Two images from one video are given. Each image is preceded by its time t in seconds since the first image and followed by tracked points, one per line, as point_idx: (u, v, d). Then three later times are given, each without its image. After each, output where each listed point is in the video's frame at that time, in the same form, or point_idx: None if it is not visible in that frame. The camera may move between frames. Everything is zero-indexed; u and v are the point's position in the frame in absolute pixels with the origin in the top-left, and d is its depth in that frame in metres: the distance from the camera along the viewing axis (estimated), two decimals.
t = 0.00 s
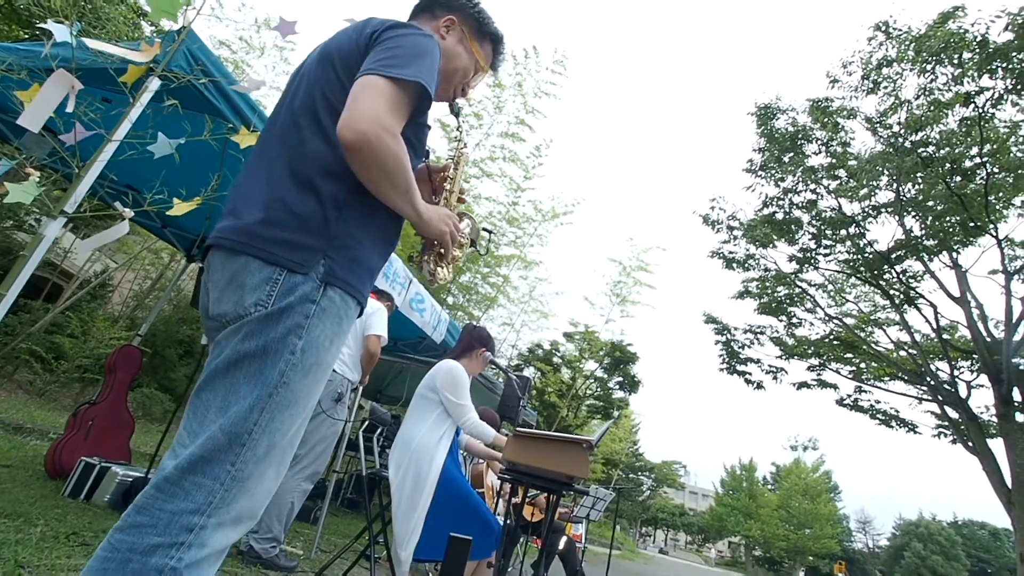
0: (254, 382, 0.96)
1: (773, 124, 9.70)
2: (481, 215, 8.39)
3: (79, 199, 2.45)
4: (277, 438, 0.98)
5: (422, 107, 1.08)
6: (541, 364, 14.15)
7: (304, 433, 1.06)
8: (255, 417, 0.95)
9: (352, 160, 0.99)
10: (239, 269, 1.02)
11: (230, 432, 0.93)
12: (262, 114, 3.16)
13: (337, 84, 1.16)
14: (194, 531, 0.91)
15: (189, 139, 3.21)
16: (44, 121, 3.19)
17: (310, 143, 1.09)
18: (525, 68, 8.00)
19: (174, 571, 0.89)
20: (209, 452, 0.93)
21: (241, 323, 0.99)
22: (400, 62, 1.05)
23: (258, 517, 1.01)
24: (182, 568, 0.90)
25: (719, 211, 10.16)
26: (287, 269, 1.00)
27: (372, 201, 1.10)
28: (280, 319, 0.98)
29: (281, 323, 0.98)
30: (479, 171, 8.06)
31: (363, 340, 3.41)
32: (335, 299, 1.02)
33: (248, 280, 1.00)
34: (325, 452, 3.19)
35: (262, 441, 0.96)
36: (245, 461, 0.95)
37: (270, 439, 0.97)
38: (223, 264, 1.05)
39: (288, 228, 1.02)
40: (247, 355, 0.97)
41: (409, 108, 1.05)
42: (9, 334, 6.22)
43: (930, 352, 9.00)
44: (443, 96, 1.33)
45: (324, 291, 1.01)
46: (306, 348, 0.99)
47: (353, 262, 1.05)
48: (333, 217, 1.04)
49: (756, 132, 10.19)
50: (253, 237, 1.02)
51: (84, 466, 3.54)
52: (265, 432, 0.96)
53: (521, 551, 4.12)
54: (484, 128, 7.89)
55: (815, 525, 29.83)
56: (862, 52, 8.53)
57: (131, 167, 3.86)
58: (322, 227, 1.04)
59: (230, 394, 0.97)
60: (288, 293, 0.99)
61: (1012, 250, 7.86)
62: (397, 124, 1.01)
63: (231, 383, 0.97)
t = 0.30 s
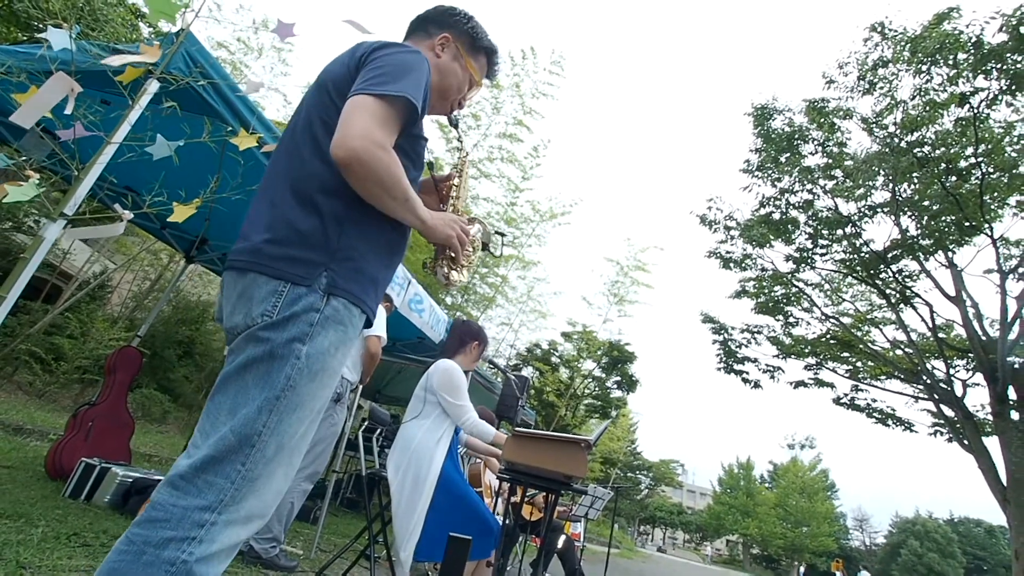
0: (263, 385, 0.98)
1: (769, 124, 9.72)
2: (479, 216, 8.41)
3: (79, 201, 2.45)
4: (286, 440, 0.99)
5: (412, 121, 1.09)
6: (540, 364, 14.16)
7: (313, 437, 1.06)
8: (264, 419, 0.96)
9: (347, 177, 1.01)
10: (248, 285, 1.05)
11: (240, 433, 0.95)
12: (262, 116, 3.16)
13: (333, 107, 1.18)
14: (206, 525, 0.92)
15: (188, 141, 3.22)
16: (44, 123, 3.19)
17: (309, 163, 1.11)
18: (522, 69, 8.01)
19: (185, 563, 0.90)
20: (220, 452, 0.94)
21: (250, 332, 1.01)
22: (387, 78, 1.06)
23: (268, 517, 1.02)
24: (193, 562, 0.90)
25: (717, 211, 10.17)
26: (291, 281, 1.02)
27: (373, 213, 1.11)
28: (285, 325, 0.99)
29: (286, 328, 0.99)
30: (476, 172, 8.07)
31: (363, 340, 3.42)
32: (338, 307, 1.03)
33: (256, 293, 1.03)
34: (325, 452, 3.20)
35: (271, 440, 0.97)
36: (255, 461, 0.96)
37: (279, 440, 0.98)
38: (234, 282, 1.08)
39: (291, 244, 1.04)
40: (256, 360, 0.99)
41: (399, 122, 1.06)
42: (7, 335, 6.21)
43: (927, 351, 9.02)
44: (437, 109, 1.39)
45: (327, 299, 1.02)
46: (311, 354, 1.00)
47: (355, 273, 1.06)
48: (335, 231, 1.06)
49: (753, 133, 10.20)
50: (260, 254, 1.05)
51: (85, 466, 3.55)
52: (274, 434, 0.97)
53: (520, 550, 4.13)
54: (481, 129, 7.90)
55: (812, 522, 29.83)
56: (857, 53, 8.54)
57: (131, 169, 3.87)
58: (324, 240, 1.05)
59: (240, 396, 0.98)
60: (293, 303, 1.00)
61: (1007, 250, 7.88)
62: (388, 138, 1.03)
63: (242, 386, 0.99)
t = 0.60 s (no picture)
0: (268, 391, 1.04)
1: (766, 125, 9.74)
2: (476, 216, 8.41)
3: (76, 203, 2.44)
4: (294, 444, 1.04)
5: (395, 137, 1.15)
6: (538, 364, 14.13)
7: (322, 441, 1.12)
8: (271, 424, 1.02)
9: (331, 190, 1.07)
10: (253, 299, 1.13)
11: (249, 437, 1.01)
12: (260, 118, 3.16)
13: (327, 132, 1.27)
14: (221, 525, 0.98)
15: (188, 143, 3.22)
16: (41, 125, 3.18)
17: (306, 183, 1.19)
18: (520, 69, 8.01)
19: (200, 560, 0.96)
20: (231, 454, 1.00)
21: (254, 342, 1.08)
22: (368, 98, 1.14)
23: (281, 519, 1.07)
24: (208, 559, 0.96)
25: (714, 211, 10.19)
26: (289, 293, 1.09)
27: (365, 225, 1.17)
28: (286, 334, 1.06)
29: (287, 337, 1.06)
30: (474, 173, 8.08)
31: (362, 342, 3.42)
32: (334, 315, 1.09)
33: (258, 307, 1.11)
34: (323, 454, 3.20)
35: (280, 445, 1.03)
36: (264, 463, 1.02)
37: (288, 445, 1.03)
38: (243, 298, 1.16)
39: (289, 258, 1.12)
40: (262, 369, 1.06)
41: (382, 137, 1.13)
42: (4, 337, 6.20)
43: (923, 350, 9.05)
44: (433, 131, 1.45)
45: (322, 308, 1.08)
46: (311, 361, 1.06)
47: (347, 282, 1.12)
48: (327, 244, 1.13)
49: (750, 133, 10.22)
50: (262, 270, 1.13)
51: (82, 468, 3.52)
52: (282, 439, 1.03)
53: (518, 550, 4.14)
54: (479, 130, 7.91)
55: (810, 522, 29.78)
56: (854, 53, 8.56)
57: (128, 171, 3.86)
58: (318, 252, 1.13)
59: (249, 404, 1.04)
60: (290, 313, 1.07)
61: (1002, 249, 7.91)
62: (369, 152, 1.09)
63: (250, 394, 1.06)
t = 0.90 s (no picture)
0: (270, 391, 1.06)
1: (764, 124, 9.76)
2: (474, 216, 8.39)
3: (71, 203, 2.43)
4: (301, 440, 1.06)
5: (380, 144, 1.19)
6: (536, 364, 14.12)
7: (328, 439, 1.13)
8: (277, 422, 1.04)
9: (316, 194, 1.11)
10: (251, 307, 1.16)
11: (256, 435, 1.03)
12: (257, 117, 3.14)
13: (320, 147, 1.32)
14: (234, 520, 0.99)
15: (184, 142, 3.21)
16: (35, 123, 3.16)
17: (299, 193, 1.24)
18: (517, 69, 8.00)
19: (215, 553, 0.97)
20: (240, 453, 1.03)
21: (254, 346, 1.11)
22: (354, 110, 1.19)
23: (293, 515, 1.08)
24: (222, 553, 0.98)
25: (712, 210, 10.20)
26: (283, 296, 1.12)
27: (355, 230, 1.20)
28: (283, 336, 1.09)
29: (285, 339, 1.08)
30: (472, 172, 8.06)
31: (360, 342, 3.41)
32: (326, 314, 1.11)
33: (255, 313, 1.14)
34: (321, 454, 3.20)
35: (287, 442, 1.04)
36: (273, 459, 1.03)
37: (295, 442, 1.05)
38: (243, 307, 1.20)
39: (281, 264, 1.16)
40: (263, 371, 1.08)
41: (367, 145, 1.17)
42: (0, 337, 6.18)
43: (920, 349, 9.08)
44: (431, 150, 1.50)
45: (314, 309, 1.11)
46: (309, 360, 1.08)
47: (337, 283, 1.15)
48: (317, 248, 1.17)
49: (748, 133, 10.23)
50: (257, 277, 1.17)
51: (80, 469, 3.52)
52: (289, 436, 1.05)
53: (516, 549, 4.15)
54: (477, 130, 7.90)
55: (807, 519, 29.84)
56: (851, 53, 8.57)
57: (124, 170, 3.84)
58: (307, 257, 1.16)
59: (254, 405, 1.07)
60: (284, 316, 1.10)
61: (998, 248, 7.94)
62: (353, 158, 1.13)
63: (254, 395, 1.08)
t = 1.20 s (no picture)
0: (271, 386, 1.07)
1: (763, 123, 9.75)
2: (473, 215, 8.38)
3: (69, 202, 2.42)
4: (309, 430, 1.08)
5: (365, 148, 1.21)
6: (535, 363, 14.10)
7: (333, 429, 1.15)
8: (284, 415, 1.05)
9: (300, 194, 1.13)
10: (241, 309, 1.17)
11: (264, 429, 1.04)
12: (257, 116, 3.13)
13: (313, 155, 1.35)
14: (254, 511, 1.01)
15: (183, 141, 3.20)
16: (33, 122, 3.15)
17: (289, 199, 1.26)
18: (517, 68, 7.98)
19: (236, 544, 0.99)
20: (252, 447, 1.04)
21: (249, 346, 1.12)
22: (342, 116, 1.21)
23: (310, 502, 1.10)
24: (243, 543, 0.99)
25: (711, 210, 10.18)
26: (272, 294, 1.13)
27: (341, 232, 1.21)
28: (275, 333, 1.09)
29: (278, 336, 1.09)
30: (472, 171, 8.05)
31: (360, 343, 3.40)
32: (313, 310, 1.12)
33: (245, 314, 1.15)
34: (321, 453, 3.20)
35: (295, 434, 1.06)
36: (287, 451, 1.05)
37: (303, 432, 1.07)
38: (234, 310, 1.21)
39: (269, 266, 1.18)
40: (260, 369, 1.09)
41: (352, 149, 1.19)
42: None
43: (920, 348, 9.08)
44: (428, 162, 1.50)
45: (301, 305, 1.11)
46: (304, 353, 1.09)
47: (323, 280, 1.15)
48: (305, 249, 1.18)
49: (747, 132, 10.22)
50: (247, 278, 1.19)
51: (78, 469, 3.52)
52: (297, 427, 1.06)
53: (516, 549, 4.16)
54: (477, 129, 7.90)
55: (806, 518, 29.78)
56: (852, 52, 8.56)
57: (123, 170, 3.84)
58: (295, 258, 1.17)
59: (256, 403, 1.07)
60: (272, 316, 1.11)
61: (999, 247, 7.93)
62: (336, 160, 1.15)
63: (254, 392, 1.09)
